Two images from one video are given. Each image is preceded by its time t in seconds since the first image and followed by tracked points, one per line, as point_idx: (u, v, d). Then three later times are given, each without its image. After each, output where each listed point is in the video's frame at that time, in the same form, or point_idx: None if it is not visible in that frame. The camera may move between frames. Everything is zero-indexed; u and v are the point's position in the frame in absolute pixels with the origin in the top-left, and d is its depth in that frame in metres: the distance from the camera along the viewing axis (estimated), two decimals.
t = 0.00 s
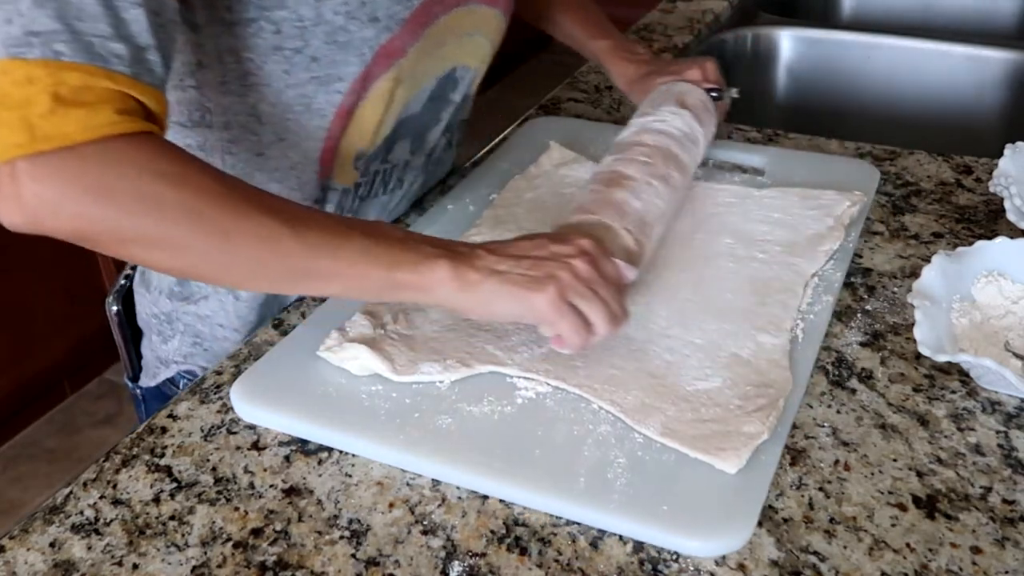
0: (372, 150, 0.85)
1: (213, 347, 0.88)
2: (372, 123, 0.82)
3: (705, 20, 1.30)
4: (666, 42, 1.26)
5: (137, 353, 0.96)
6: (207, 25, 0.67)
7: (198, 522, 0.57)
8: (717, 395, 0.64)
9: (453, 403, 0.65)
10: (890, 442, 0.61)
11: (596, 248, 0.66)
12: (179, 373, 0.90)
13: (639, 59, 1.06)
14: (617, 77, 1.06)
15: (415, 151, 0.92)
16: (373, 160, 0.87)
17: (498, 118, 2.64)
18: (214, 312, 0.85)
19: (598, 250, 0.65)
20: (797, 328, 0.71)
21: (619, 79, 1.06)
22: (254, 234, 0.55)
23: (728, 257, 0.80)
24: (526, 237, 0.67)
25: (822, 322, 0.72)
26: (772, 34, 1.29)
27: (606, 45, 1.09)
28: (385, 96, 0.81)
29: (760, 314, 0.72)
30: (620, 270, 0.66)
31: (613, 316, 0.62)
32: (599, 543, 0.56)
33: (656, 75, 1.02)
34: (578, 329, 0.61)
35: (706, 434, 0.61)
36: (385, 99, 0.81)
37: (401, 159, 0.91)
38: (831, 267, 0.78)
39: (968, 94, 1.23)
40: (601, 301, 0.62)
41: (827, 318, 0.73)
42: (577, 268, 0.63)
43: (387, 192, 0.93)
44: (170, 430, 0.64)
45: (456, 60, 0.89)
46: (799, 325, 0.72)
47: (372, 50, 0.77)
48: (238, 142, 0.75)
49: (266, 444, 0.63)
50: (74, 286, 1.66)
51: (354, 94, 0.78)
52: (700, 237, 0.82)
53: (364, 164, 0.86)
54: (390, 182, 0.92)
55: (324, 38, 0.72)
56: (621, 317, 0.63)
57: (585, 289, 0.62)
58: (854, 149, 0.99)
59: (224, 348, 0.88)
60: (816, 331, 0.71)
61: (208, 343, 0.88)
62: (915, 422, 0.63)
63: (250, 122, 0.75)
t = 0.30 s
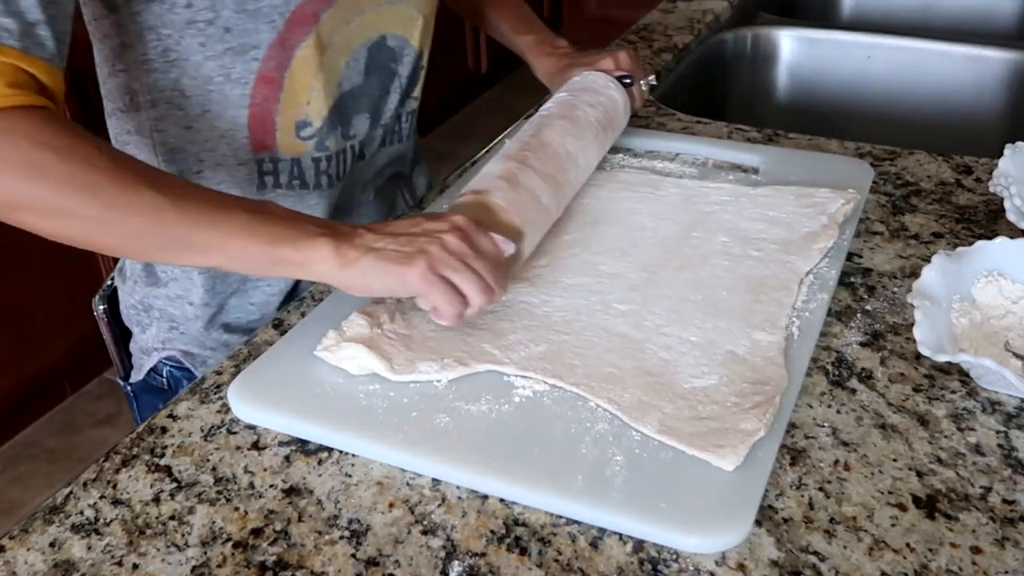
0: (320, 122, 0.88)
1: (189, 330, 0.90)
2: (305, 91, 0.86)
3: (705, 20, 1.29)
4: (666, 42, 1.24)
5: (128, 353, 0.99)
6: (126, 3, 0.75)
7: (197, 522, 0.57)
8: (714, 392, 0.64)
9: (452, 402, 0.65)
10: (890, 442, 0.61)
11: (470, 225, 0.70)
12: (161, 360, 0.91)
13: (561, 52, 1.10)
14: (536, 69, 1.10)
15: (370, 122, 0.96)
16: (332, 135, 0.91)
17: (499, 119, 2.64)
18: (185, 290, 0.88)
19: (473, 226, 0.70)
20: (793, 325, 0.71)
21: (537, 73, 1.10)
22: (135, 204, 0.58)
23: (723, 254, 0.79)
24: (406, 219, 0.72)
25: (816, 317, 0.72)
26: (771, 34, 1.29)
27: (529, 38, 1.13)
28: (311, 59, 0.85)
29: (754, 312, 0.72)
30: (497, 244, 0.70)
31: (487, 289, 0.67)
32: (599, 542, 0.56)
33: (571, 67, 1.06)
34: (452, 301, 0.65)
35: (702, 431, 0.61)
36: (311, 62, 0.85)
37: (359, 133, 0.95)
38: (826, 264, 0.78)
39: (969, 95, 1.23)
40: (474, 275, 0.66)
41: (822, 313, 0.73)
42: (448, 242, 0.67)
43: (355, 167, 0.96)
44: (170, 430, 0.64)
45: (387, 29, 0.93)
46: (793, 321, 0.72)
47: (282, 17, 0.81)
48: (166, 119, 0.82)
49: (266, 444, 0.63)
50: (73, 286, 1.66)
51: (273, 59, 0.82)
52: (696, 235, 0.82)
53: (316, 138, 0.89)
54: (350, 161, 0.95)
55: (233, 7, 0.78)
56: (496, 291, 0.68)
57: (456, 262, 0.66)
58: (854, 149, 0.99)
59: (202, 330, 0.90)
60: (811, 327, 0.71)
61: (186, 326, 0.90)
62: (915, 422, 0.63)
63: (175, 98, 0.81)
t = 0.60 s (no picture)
0: (297, 111, 0.88)
1: (183, 330, 0.90)
2: (277, 81, 0.86)
3: (705, 20, 1.29)
4: (666, 42, 1.24)
5: (129, 354, 0.99)
6: (96, 5, 0.77)
7: (197, 522, 0.57)
8: (712, 391, 0.64)
9: (451, 401, 0.65)
10: (890, 442, 0.61)
11: (377, 213, 0.73)
12: (155, 362, 0.91)
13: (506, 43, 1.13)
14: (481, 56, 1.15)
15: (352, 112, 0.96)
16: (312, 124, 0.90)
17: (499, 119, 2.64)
18: (173, 289, 0.88)
19: (379, 215, 0.73)
20: (790, 324, 0.71)
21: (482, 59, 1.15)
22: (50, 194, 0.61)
23: (721, 253, 0.79)
24: (314, 215, 0.74)
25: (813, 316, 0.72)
26: (771, 34, 1.29)
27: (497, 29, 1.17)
28: (282, 48, 0.85)
29: (751, 311, 0.72)
30: (408, 228, 0.74)
31: (397, 270, 0.70)
32: (599, 543, 0.56)
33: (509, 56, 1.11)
34: (366, 288, 0.68)
35: (700, 430, 0.61)
36: (282, 50, 0.85)
37: (341, 123, 0.94)
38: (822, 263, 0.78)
39: (969, 95, 1.23)
40: (382, 259, 0.69)
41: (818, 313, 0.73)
42: (355, 233, 0.70)
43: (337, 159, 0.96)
44: (170, 431, 0.64)
45: (358, 17, 0.93)
46: (790, 321, 0.72)
47: (248, 8, 0.82)
48: (143, 119, 0.83)
49: (266, 444, 0.63)
50: (74, 285, 1.66)
51: (243, 49, 0.83)
52: (694, 234, 0.82)
53: (294, 127, 0.88)
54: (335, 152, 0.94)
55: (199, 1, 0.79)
56: (407, 272, 0.71)
57: (364, 248, 0.69)
58: (854, 149, 0.99)
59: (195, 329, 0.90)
60: (809, 327, 0.71)
61: (179, 326, 0.90)
62: (915, 422, 0.63)
63: (150, 97, 0.82)
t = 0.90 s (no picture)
0: (287, 124, 0.90)
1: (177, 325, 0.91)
2: (270, 95, 0.87)
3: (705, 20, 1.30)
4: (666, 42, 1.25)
5: (113, 356, 0.99)
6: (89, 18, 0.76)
7: (198, 522, 0.57)
8: (711, 390, 0.64)
9: (450, 401, 0.65)
10: (890, 442, 0.61)
11: (578, 174, 0.57)
12: (149, 357, 0.91)
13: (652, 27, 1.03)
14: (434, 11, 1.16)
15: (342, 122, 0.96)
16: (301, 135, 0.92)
17: (499, 119, 2.65)
18: (169, 286, 0.89)
19: (576, 173, 0.57)
20: (789, 324, 0.71)
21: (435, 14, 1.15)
22: (151, 152, 0.53)
23: (722, 253, 0.80)
24: (500, 169, 0.59)
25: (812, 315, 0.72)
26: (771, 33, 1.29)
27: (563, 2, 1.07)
28: (274, 64, 0.86)
29: (751, 310, 0.72)
30: (611, 192, 0.58)
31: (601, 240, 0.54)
32: (599, 543, 0.56)
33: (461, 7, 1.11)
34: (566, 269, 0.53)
35: (700, 430, 0.61)
36: (274, 67, 0.86)
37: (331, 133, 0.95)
38: (821, 263, 0.78)
39: (969, 94, 1.23)
40: (583, 227, 0.54)
41: (817, 314, 0.73)
42: (544, 198, 0.55)
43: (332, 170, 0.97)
44: (170, 431, 0.64)
45: (344, 28, 0.93)
46: (790, 321, 0.72)
47: (243, 23, 0.83)
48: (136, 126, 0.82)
49: (266, 444, 0.63)
50: (74, 284, 1.66)
51: (238, 65, 0.84)
52: (693, 234, 0.82)
53: (285, 140, 0.90)
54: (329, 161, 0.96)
55: (194, 16, 0.80)
56: (614, 246, 0.55)
57: (559, 215, 0.54)
58: (854, 149, 0.99)
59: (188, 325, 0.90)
60: (809, 326, 0.71)
61: (174, 322, 0.91)
62: (915, 422, 0.63)
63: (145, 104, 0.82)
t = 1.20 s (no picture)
0: (276, 138, 0.89)
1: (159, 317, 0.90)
2: (262, 110, 0.87)
3: (705, 20, 1.29)
4: (666, 42, 1.25)
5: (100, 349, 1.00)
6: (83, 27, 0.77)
7: (197, 522, 0.57)
8: (711, 390, 0.65)
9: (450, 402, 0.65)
10: (890, 442, 0.61)
11: (513, 316, 0.62)
12: (134, 349, 0.92)
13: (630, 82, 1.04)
14: None
15: (320, 131, 0.96)
16: (288, 149, 0.91)
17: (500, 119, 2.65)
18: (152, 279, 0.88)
19: (515, 319, 0.61)
20: (789, 324, 0.71)
21: None
22: (125, 229, 0.53)
23: (722, 253, 0.80)
24: (440, 300, 0.63)
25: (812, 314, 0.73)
26: (772, 34, 1.29)
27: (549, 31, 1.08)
28: (267, 81, 0.86)
29: (751, 310, 0.72)
30: (541, 338, 0.62)
31: (532, 390, 0.59)
32: (599, 543, 0.56)
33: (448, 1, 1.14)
34: (490, 410, 0.57)
35: (699, 429, 0.61)
36: (267, 84, 0.86)
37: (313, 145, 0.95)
38: (820, 262, 0.78)
39: (970, 94, 1.23)
40: (516, 378, 0.59)
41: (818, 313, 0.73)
42: (484, 341, 0.59)
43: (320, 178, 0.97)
44: (170, 430, 0.65)
45: (336, 43, 0.93)
46: (790, 321, 0.72)
47: (237, 43, 0.83)
48: (124, 133, 0.82)
49: (266, 444, 0.63)
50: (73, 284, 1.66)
51: (230, 80, 0.84)
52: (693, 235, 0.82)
53: (273, 152, 0.89)
54: (314, 169, 0.95)
55: (189, 33, 0.80)
56: (541, 392, 0.59)
57: (491, 360, 0.59)
58: (854, 149, 0.99)
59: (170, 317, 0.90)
60: (809, 326, 0.71)
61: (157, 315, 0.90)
62: (915, 422, 0.63)
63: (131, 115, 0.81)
